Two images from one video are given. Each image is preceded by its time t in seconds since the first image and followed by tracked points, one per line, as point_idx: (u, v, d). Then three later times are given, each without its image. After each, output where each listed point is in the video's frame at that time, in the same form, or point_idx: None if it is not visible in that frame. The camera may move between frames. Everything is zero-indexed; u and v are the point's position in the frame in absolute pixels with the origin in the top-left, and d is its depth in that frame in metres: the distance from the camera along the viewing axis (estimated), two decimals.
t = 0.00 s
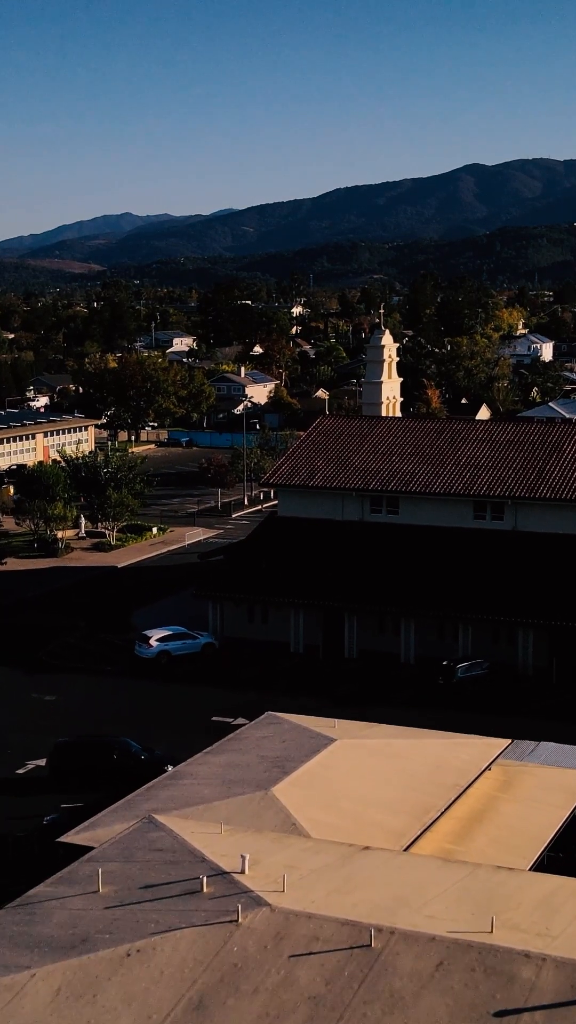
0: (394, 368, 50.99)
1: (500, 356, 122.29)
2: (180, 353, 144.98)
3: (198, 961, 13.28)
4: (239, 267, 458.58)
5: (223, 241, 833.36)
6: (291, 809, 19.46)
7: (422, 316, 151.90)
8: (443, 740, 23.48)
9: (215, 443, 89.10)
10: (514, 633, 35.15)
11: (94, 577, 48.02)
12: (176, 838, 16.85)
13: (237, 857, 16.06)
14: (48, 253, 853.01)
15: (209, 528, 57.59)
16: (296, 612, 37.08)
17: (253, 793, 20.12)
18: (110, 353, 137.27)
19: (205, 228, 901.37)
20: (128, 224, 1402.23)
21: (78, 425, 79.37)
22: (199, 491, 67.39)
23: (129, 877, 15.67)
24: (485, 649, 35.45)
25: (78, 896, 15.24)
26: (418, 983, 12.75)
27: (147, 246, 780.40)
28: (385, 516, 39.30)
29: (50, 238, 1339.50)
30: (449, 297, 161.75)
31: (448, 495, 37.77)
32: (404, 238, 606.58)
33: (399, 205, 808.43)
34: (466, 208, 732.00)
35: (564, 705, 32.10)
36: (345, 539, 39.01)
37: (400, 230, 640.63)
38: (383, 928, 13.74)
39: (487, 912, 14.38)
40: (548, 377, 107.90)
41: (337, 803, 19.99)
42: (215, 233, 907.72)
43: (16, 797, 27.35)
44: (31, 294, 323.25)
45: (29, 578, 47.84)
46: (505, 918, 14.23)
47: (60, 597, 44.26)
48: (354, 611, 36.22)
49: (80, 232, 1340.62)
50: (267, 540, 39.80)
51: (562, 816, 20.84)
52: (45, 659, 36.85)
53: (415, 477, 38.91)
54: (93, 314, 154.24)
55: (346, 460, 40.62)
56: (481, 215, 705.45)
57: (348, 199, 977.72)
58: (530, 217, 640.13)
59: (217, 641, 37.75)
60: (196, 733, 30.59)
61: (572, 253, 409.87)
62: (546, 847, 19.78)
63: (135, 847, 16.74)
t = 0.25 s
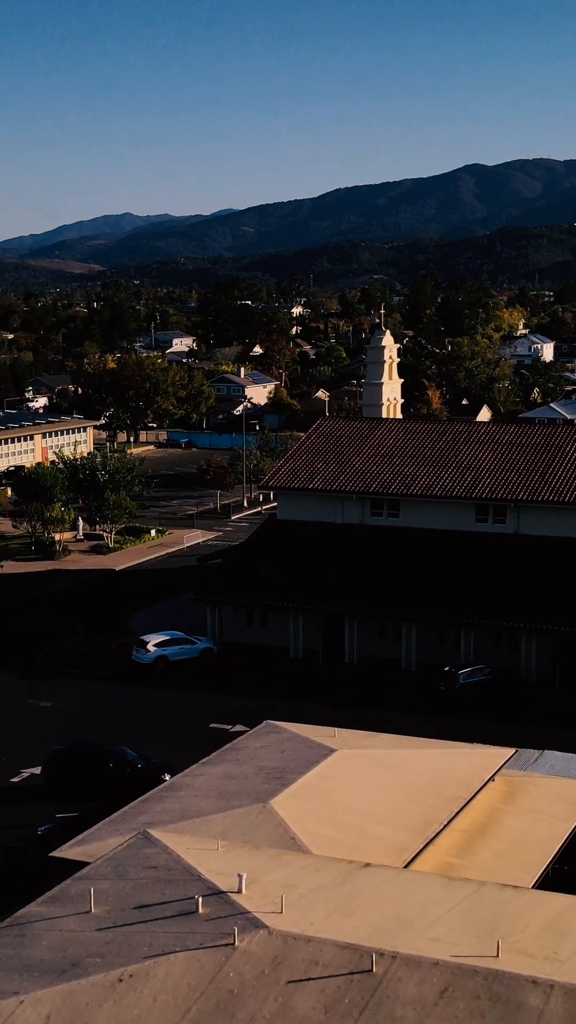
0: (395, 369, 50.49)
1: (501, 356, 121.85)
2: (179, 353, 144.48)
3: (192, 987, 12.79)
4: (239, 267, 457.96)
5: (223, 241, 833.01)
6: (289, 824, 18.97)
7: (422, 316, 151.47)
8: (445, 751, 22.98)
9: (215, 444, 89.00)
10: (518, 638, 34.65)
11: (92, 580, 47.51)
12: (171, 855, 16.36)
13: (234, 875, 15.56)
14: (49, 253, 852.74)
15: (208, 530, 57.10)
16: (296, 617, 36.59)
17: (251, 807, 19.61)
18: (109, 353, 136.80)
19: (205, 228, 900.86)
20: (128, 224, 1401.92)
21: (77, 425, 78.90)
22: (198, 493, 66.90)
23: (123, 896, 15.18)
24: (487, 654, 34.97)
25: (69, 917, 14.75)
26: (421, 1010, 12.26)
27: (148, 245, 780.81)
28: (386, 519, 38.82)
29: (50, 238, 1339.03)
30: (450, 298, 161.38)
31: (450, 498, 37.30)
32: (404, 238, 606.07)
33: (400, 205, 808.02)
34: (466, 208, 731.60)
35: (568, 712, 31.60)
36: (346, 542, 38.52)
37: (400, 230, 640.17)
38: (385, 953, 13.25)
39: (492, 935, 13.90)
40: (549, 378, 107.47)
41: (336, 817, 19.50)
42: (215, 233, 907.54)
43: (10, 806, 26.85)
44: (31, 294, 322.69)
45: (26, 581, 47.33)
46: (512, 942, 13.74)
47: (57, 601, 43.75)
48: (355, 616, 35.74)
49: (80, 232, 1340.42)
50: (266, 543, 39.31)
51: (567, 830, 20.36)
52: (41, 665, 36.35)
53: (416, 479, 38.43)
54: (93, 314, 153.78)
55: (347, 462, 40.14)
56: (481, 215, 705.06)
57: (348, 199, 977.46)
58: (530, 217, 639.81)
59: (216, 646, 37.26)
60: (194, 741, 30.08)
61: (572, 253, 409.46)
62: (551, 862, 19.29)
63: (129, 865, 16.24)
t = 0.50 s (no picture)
0: (395, 370, 50.08)
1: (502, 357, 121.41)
2: (179, 353, 144.11)
3: (187, 1011, 12.35)
4: (239, 267, 457.42)
5: (223, 241, 832.67)
6: (288, 837, 18.54)
7: (422, 317, 151.06)
8: (447, 760, 22.56)
9: (214, 445, 88.77)
10: (519, 643, 34.21)
11: (90, 583, 47.06)
12: (166, 871, 15.92)
13: (230, 894, 15.10)
14: (49, 253, 852.54)
15: (207, 533, 56.65)
16: (296, 621, 36.15)
17: (248, 818, 19.18)
18: (108, 353, 136.34)
19: (205, 228, 900.47)
20: (128, 224, 1401.47)
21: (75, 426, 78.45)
22: (197, 494, 66.45)
23: (116, 914, 14.73)
24: (489, 659, 34.55)
25: (62, 936, 14.29)
26: None
27: (148, 245, 780.22)
28: (386, 522, 38.41)
29: (50, 237, 1339.00)
30: (450, 298, 160.90)
31: (451, 500, 36.87)
32: (405, 238, 605.41)
33: (399, 206, 807.73)
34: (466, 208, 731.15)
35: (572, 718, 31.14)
36: (345, 545, 38.11)
37: (400, 231, 639.72)
38: (387, 975, 12.81)
39: (496, 956, 13.45)
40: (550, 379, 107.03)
41: (336, 830, 19.05)
42: (215, 233, 907.39)
43: (4, 815, 26.38)
44: (31, 294, 322.18)
45: (24, 584, 46.88)
46: (517, 963, 13.32)
47: (54, 604, 43.29)
48: (355, 619, 35.28)
49: (80, 232, 1339.77)
50: (266, 545, 38.88)
51: (572, 841, 19.93)
52: (37, 670, 35.90)
53: (417, 481, 38.03)
54: (93, 315, 153.32)
55: (347, 464, 39.71)
56: (482, 215, 704.51)
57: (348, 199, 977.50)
58: (530, 218, 639.37)
59: (214, 650, 36.82)
60: (192, 748, 29.65)
61: (572, 253, 409.16)
62: (554, 875, 18.87)
63: (122, 880, 15.79)
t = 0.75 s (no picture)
0: (396, 371, 49.60)
1: (502, 358, 120.94)
2: (178, 354, 143.64)
3: None
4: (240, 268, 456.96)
5: (223, 241, 832.20)
6: (286, 852, 18.06)
7: (423, 317, 150.57)
8: (449, 770, 22.08)
9: (213, 446, 88.41)
10: (522, 649, 33.72)
11: (87, 586, 46.60)
12: (160, 889, 15.44)
13: (226, 914, 14.61)
14: (49, 254, 852.49)
15: (205, 535, 56.19)
16: (295, 625, 35.67)
17: (245, 833, 18.69)
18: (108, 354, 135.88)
19: (205, 229, 900.06)
20: (128, 224, 1400.99)
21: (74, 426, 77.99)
22: (195, 496, 65.98)
23: (108, 936, 14.24)
24: (491, 665, 34.05)
25: (51, 959, 13.81)
26: None
27: (147, 245, 779.75)
28: (387, 525, 37.91)
29: (50, 238, 1338.81)
30: (451, 297, 160.37)
31: (452, 503, 36.38)
32: (405, 238, 604.75)
33: (399, 206, 807.24)
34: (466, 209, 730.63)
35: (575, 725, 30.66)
36: (345, 548, 37.61)
37: (400, 230, 639.01)
38: (389, 1004, 12.32)
39: (502, 984, 12.96)
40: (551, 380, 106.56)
41: (336, 845, 18.57)
42: (215, 233, 907.16)
43: None
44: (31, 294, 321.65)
45: (20, 587, 46.41)
46: (524, 990, 12.84)
47: (51, 608, 42.82)
48: (355, 625, 34.79)
49: (80, 232, 1339.33)
50: (265, 549, 38.41)
51: None
52: (33, 675, 35.41)
53: (417, 484, 37.54)
54: (92, 315, 152.85)
55: (347, 466, 39.23)
56: (482, 215, 703.86)
57: (348, 199, 976.89)
58: (530, 218, 638.89)
59: (212, 656, 36.30)
60: (190, 756, 29.16)
61: (572, 253, 408.62)
62: (559, 892, 18.40)
63: (115, 899, 15.31)
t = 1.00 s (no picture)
0: (396, 372, 49.13)
1: (503, 358, 120.56)
2: (178, 354, 143.20)
3: None
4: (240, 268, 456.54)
5: (223, 241, 831.71)
6: (285, 867, 17.61)
7: (423, 317, 150.18)
8: (452, 780, 21.64)
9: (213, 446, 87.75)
10: (524, 654, 33.29)
11: (84, 589, 46.16)
12: (155, 907, 15.00)
13: (222, 934, 14.17)
14: (49, 254, 852.62)
15: (204, 537, 55.77)
16: (294, 630, 35.23)
17: (243, 846, 18.22)
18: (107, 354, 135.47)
19: (205, 229, 899.62)
20: (128, 224, 1400.68)
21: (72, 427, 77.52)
22: (194, 498, 65.55)
23: (100, 957, 13.80)
24: (493, 670, 33.62)
25: (42, 981, 13.38)
26: None
27: (148, 245, 779.31)
28: (387, 528, 37.47)
29: (50, 238, 1338.60)
30: (451, 297, 159.96)
31: (453, 506, 35.94)
32: (405, 238, 603.99)
33: (399, 206, 806.88)
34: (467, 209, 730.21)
35: None
36: (345, 552, 37.16)
37: (400, 230, 638.50)
38: None
39: (507, 1009, 12.54)
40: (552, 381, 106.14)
41: (336, 859, 18.12)
42: (215, 233, 907.21)
43: None
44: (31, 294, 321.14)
45: (17, 590, 45.96)
46: (531, 1016, 12.43)
47: (47, 611, 42.37)
48: (355, 629, 34.34)
49: (80, 232, 1338.90)
50: (264, 552, 37.96)
51: None
52: (29, 680, 34.97)
53: (418, 486, 37.10)
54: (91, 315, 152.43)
55: (347, 468, 38.80)
56: (482, 215, 703.37)
57: (348, 200, 976.51)
58: (530, 218, 638.48)
59: (211, 660, 35.86)
60: (187, 763, 28.73)
61: (572, 253, 408.17)
62: (563, 907, 17.98)
63: (109, 917, 14.86)
